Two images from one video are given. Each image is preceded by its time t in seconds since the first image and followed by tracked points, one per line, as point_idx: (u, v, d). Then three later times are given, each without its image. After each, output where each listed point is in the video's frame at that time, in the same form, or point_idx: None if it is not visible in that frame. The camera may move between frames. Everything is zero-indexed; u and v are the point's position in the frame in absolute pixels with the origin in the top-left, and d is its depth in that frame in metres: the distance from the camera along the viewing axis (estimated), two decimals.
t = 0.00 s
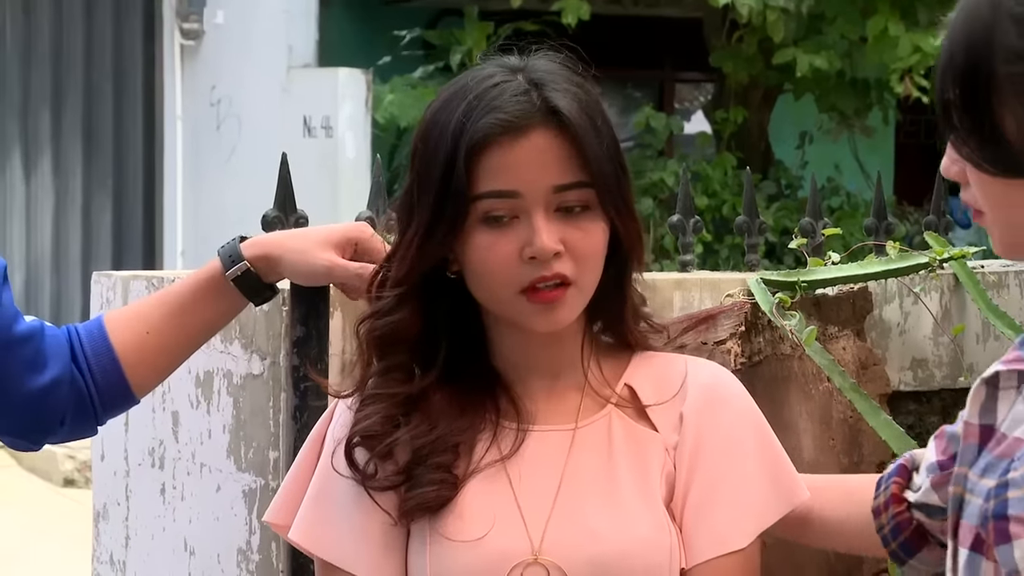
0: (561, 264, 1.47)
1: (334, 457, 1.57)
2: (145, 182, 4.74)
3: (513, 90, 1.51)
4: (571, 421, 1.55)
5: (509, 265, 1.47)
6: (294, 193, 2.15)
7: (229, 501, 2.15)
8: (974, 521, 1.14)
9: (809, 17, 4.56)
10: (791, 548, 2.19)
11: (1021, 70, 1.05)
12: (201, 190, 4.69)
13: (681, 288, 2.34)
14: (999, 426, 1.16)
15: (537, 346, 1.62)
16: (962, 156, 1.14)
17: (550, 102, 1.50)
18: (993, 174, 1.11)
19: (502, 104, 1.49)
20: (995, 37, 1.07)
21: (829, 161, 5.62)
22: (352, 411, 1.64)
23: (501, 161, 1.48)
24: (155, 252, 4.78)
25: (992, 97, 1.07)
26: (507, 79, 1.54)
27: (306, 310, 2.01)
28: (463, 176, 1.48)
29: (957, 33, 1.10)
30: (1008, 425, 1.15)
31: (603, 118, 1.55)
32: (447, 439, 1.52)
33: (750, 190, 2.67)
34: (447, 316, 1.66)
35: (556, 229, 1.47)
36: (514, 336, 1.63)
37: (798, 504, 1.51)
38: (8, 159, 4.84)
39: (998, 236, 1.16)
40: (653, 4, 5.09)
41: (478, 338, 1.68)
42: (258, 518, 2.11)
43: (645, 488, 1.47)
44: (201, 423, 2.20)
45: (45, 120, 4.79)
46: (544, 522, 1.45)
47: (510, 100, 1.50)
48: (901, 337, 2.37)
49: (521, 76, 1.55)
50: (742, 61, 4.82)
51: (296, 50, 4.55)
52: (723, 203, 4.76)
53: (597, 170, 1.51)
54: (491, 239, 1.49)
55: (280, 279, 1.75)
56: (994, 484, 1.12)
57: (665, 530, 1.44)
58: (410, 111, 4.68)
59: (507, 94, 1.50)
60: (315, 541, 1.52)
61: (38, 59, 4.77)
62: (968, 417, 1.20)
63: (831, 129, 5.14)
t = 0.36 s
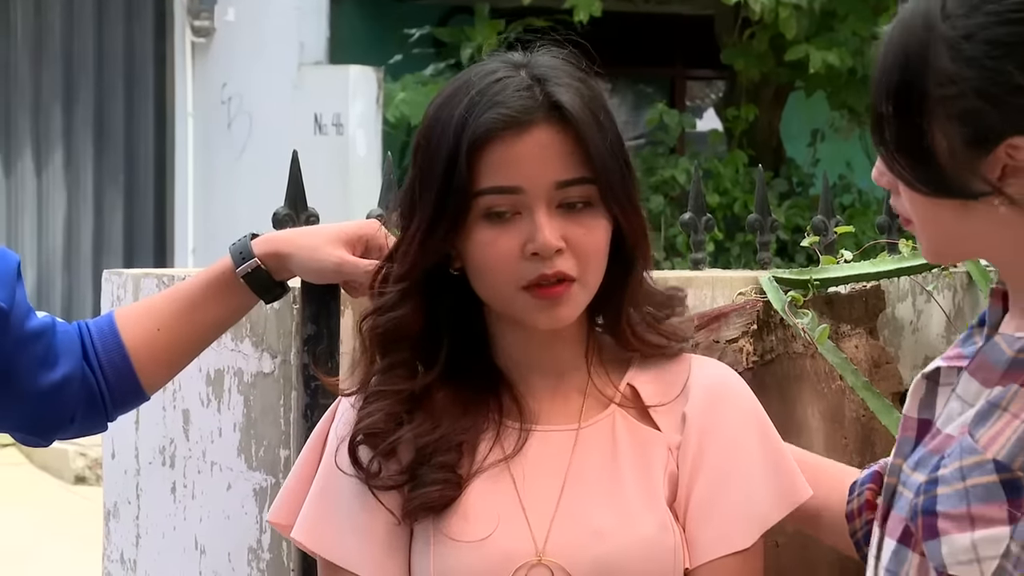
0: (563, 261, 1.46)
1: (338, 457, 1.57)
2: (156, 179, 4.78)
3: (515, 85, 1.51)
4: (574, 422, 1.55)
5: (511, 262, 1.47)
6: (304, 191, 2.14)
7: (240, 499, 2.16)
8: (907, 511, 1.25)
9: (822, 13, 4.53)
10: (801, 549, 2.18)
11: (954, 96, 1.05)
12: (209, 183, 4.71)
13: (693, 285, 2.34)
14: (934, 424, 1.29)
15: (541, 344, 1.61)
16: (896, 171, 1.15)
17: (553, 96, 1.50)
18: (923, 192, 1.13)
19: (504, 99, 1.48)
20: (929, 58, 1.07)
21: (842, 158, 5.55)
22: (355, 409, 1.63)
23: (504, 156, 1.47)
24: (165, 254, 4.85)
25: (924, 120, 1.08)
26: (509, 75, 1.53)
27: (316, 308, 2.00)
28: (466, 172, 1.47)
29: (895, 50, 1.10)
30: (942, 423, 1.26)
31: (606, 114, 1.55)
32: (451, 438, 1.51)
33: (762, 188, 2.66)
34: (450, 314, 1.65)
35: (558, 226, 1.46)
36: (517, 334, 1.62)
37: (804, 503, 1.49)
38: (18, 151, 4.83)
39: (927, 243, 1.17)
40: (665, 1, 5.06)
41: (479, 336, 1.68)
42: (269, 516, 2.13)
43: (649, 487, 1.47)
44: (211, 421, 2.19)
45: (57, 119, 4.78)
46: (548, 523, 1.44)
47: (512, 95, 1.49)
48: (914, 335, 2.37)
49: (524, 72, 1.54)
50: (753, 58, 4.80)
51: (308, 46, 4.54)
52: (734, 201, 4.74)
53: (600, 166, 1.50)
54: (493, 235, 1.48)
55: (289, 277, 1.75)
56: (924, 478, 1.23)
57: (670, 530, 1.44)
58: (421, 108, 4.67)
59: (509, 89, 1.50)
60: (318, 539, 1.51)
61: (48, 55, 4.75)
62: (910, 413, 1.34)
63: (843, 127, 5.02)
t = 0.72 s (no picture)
0: (564, 264, 1.46)
1: (339, 458, 1.58)
2: (166, 180, 4.82)
3: (518, 89, 1.51)
4: (575, 425, 1.55)
5: (512, 264, 1.46)
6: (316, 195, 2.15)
7: (252, 504, 2.16)
8: (888, 516, 1.24)
9: (831, 15, 4.52)
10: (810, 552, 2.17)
11: (934, 106, 1.08)
12: (222, 188, 4.71)
13: (704, 288, 2.35)
14: (914, 428, 1.28)
15: (544, 347, 1.61)
16: (878, 187, 1.17)
17: (556, 101, 1.50)
18: (907, 207, 1.15)
19: (507, 103, 1.49)
20: (907, 72, 1.10)
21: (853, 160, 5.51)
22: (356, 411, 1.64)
23: (506, 159, 1.47)
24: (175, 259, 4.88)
25: (904, 133, 1.11)
26: (513, 78, 1.54)
27: (328, 313, 1.96)
28: (467, 175, 1.47)
29: (872, 65, 1.13)
30: (922, 427, 1.26)
31: (610, 119, 1.55)
32: (451, 441, 1.52)
33: (773, 190, 2.66)
34: (451, 318, 1.65)
35: (560, 230, 1.47)
36: (522, 338, 1.61)
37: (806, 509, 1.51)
38: (29, 155, 4.79)
39: (915, 254, 1.18)
40: (674, 4, 5.05)
41: (482, 339, 1.67)
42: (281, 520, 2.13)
43: (650, 489, 1.47)
44: (223, 425, 2.20)
45: (66, 124, 4.77)
46: (546, 524, 1.44)
47: (515, 99, 1.50)
48: (927, 337, 2.41)
49: (527, 75, 1.54)
50: (762, 60, 4.80)
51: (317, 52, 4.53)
52: (744, 203, 4.73)
53: (603, 172, 1.50)
54: (494, 238, 1.48)
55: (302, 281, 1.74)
56: (905, 483, 1.22)
57: (669, 531, 1.44)
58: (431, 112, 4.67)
59: (512, 93, 1.50)
60: (319, 537, 1.52)
61: (59, 59, 4.73)
62: (890, 416, 1.34)
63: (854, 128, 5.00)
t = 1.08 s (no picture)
0: (551, 266, 1.46)
1: (322, 459, 1.58)
2: (167, 181, 4.80)
3: (508, 89, 1.52)
4: (559, 428, 1.55)
5: (497, 266, 1.47)
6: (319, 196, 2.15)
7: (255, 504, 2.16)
8: (898, 522, 1.25)
9: (833, 19, 4.52)
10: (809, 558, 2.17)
11: (932, 123, 1.08)
12: (223, 191, 4.71)
13: (707, 290, 2.37)
14: (921, 434, 1.29)
15: (531, 349, 1.61)
16: (876, 203, 1.18)
17: (546, 101, 1.50)
18: (906, 223, 1.15)
19: (496, 103, 1.49)
20: (905, 88, 1.10)
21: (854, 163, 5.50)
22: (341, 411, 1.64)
23: (495, 159, 1.47)
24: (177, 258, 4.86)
25: (901, 150, 1.11)
26: (503, 79, 1.54)
27: (331, 314, 2.06)
28: (456, 174, 1.48)
29: (870, 82, 1.13)
30: (928, 433, 1.27)
31: (601, 121, 1.55)
32: (435, 445, 1.52)
33: (776, 192, 2.66)
34: (439, 318, 1.65)
35: (547, 233, 1.46)
36: (508, 344, 1.62)
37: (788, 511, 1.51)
38: (30, 155, 4.82)
39: (915, 264, 1.19)
40: (675, 6, 5.05)
41: (468, 338, 1.67)
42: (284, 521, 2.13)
43: (632, 492, 1.47)
44: (226, 426, 2.21)
45: (68, 123, 4.78)
46: (529, 526, 1.44)
47: (505, 99, 1.50)
48: (929, 340, 2.42)
49: (518, 77, 1.54)
50: (764, 63, 4.81)
51: (318, 53, 4.54)
52: (745, 206, 4.73)
53: (591, 175, 1.49)
54: (480, 239, 1.48)
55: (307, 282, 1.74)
56: (914, 489, 1.22)
57: (652, 533, 1.43)
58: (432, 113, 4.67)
59: (502, 93, 1.50)
60: (306, 541, 1.51)
61: (61, 60, 4.74)
62: (897, 422, 1.34)
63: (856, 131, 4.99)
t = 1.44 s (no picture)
0: (566, 242, 1.46)
1: (303, 468, 1.56)
2: (168, 179, 4.79)
3: (506, 74, 1.52)
4: (538, 426, 1.55)
5: (516, 241, 1.45)
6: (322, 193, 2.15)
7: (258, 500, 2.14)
8: (909, 517, 1.25)
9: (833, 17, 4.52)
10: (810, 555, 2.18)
11: (949, 119, 1.08)
12: (224, 190, 4.72)
13: (709, 288, 2.37)
14: (931, 429, 1.29)
15: (515, 344, 1.59)
16: (891, 196, 1.17)
17: (546, 82, 1.52)
18: (920, 217, 1.15)
19: (500, 85, 1.49)
20: (922, 84, 1.10)
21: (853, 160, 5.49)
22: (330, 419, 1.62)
23: (505, 140, 1.47)
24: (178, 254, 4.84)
25: (918, 143, 1.11)
26: (496, 66, 1.54)
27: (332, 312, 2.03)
28: (468, 155, 1.45)
29: (887, 76, 1.13)
30: (939, 428, 1.27)
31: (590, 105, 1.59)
32: (420, 457, 1.51)
33: (778, 190, 2.66)
34: (429, 318, 1.62)
35: (557, 207, 1.47)
36: (488, 333, 1.60)
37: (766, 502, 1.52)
38: (30, 153, 4.82)
39: (925, 260, 1.19)
40: (676, 4, 5.04)
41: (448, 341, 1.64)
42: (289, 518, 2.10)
43: (614, 492, 1.47)
44: (229, 424, 2.22)
45: (69, 119, 4.78)
46: (513, 526, 1.44)
47: (507, 81, 1.51)
48: (930, 338, 2.42)
49: (509, 64, 1.55)
50: (764, 61, 4.81)
51: (319, 51, 4.51)
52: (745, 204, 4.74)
53: (588, 154, 1.54)
54: (498, 215, 1.46)
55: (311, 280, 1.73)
56: (925, 484, 1.22)
57: (635, 531, 1.44)
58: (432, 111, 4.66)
59: (503, 77, 1.51)
60: (287, 545, 1.50)
61: (62, 60, 4.74)
62: (907, 417, 1.35)
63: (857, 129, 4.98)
